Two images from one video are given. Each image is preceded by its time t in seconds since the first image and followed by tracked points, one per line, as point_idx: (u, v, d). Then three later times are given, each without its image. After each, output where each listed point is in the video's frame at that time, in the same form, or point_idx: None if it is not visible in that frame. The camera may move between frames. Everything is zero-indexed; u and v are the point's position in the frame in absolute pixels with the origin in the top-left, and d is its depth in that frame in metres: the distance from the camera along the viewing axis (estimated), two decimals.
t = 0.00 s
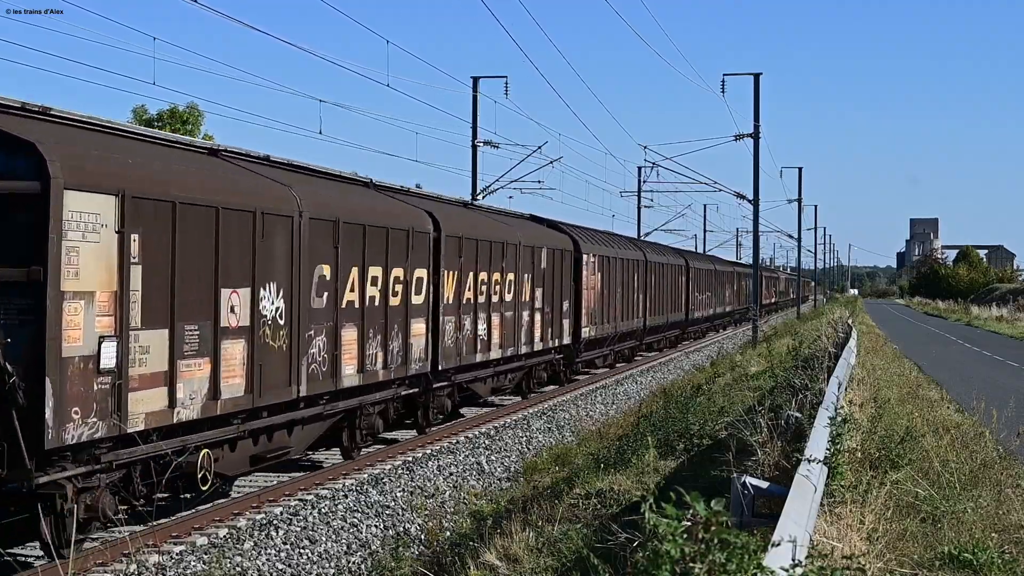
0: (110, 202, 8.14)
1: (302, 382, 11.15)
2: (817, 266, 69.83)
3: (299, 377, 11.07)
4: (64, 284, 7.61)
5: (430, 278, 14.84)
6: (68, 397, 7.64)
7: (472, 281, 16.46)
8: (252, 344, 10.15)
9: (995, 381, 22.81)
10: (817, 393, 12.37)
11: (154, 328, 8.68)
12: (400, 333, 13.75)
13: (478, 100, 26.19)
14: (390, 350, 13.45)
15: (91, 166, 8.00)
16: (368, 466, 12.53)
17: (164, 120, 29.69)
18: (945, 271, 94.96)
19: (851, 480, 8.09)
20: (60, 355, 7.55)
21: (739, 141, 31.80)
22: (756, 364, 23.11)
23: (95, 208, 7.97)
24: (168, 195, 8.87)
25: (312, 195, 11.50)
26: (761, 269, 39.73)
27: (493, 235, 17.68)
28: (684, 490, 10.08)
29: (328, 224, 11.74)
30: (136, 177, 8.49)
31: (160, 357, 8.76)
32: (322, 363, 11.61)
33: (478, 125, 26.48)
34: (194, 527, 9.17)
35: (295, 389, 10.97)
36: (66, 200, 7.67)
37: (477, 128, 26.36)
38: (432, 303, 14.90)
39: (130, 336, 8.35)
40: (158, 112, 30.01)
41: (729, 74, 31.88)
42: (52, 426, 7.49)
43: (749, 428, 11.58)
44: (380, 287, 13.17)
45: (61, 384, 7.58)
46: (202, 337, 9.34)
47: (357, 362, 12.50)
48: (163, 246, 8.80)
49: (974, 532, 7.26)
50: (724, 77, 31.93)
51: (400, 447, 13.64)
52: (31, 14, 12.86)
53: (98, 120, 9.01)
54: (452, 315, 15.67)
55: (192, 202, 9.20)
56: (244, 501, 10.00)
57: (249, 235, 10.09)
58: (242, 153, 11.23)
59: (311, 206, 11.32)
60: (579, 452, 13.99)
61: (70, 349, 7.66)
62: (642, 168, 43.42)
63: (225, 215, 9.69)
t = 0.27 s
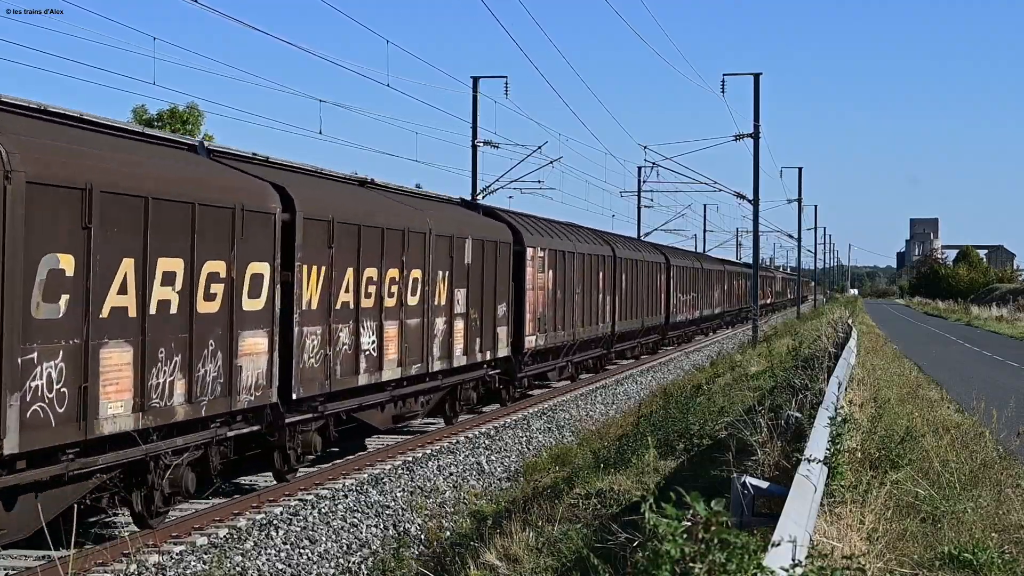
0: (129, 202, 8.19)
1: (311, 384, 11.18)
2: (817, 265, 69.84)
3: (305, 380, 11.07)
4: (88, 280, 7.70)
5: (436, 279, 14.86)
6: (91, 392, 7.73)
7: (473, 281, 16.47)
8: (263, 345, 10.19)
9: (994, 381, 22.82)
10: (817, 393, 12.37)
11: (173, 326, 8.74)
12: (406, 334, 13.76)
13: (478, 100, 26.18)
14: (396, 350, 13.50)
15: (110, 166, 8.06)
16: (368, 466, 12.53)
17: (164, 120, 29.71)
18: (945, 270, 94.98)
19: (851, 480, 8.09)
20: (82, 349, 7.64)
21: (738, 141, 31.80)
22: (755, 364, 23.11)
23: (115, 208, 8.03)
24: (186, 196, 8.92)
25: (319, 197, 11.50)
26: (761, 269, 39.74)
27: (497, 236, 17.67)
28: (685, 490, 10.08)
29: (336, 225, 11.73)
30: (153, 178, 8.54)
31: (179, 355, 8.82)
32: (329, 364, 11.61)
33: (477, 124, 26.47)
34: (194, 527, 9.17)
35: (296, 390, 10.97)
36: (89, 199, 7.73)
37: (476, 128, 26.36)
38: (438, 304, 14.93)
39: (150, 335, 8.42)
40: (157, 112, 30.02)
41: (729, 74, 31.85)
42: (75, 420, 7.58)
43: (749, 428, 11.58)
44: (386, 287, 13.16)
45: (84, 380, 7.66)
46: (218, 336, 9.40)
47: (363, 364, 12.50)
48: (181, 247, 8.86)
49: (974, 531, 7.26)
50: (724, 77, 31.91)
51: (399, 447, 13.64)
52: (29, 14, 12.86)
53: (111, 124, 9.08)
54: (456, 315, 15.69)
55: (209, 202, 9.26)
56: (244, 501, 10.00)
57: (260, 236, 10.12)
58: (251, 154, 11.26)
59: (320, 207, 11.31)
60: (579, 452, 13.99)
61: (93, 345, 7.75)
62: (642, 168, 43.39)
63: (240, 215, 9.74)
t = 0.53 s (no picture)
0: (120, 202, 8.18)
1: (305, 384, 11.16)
2: (817, 265, 69.83)
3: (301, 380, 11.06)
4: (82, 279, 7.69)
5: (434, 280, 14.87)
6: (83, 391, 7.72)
7: (473, 281, 16.47)
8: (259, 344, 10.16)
9: (995, 381, 22.81)
10: (817, 392, 12.36)
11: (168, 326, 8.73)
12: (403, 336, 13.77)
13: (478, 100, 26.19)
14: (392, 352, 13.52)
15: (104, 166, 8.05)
16: (368, 466, 12.53)
17: (164, 120, 29.70)
18: (945, 270, 94.98)
19: (851, 480, 8.09)
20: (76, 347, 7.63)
21: (739, 141, 31.80)
22: (756, 365, 23.10)
23: (107, 208, 8.02)
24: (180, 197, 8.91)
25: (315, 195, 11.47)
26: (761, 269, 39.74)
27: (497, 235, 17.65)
28: (684, 490, 10.08)
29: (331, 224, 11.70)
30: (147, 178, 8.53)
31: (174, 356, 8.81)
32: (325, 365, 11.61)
33: (477, 124, 26.48)
34: (194, 527, 9.17)
35: (297, 390, 10.96)
36: (85, 199, 7.75)
37: (477, 128, 26.36)
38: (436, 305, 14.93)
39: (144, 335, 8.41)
40: (158, 112, 30.01)
41: (729, 74, 31.85)
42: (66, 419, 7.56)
43: (749, 428, 11.58)
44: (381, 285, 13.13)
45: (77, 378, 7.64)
46: (216, 336, 9.39)
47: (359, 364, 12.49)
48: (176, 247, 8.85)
49: (974, 532, 7.26)
50: (724, 76, 31.90)
51: (399, 447, 13.64)
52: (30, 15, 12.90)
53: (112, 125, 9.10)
54: (456, 315, 15.69)
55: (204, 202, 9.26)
56: (243, 501, 10.00)
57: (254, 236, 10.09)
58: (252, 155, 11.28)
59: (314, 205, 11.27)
60: (579, 452, 13.99)
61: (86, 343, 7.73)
62: (643, 168, 43.37)
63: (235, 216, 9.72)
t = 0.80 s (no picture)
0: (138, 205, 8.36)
1: (311, 384, 11.18)
2: (817, 265, 69.84)
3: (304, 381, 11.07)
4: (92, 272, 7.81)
5: (434, 279, 14.88)
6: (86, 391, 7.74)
7: (472, 280, 16.48)
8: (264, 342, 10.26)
9: (995, 381, 22.82)
10: (817, 393, 12.37)
11: (179, 325, 8.92)
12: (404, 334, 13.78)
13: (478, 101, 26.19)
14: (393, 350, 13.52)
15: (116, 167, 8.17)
16: (368, 466, 12.53)
17: (164, 120, 29.70)
18: (945, 270, 94.99)
19: (851, 480, 8.09)
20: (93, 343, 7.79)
21: (739, 141, 31.81)
22: (756, 365, 23.11)
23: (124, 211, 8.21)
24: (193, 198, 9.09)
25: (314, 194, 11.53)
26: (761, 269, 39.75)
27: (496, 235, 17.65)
28: (684, 490, 10.08)
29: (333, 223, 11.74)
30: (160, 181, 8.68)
31: (187, 349, 9.02)
32: (327, 364, 11.63)
33: (477, 125, 26.49)
34: (195, 527, 9.17)
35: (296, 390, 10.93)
36: (86, 199, 7.76)
37: (477, 129, 26.36)
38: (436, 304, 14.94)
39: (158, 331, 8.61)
40: (157, 112, 30.01)
41: (729, 74, 31.88)
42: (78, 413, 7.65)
43: (749, 428, 11.58)
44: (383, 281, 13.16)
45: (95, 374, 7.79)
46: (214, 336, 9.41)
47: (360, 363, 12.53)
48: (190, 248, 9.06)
49: (974, 532, 7.26)
50: (724, 77, 31.91)
51: (399, 447, 13.64)
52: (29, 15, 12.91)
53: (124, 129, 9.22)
54: (455, 315, 15.70)
55: (213, 199, 9.43)
56: (243, 501, 10.00)
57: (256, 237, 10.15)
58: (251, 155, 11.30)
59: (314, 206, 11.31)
60: (579, 452, 13.99)
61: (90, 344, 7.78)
62: (642, 168, 43.37)
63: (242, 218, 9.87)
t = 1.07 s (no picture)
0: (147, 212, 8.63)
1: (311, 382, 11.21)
2: (817, 266, 69.82)
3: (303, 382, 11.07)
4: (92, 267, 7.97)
5: (433, 279, 14.90)
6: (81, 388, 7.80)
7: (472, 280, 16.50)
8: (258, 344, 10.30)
9: (996, 381, 22.81)
10: (817, 392, 12.37)
11: (193, 324, 9.24)
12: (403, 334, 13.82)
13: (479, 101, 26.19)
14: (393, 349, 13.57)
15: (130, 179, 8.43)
16: (368, 466, 12.53)
17: (164, 120, 29.69)
18: (945, 270, 94.98)
19: (851, 480, 8.09)
20: (100, 333, 8.03)
21: (739, 141, 31.81)
22: (756, 365, 23.10)
23: (135, 216, 8.48)
24: (201, 202, 9.34)
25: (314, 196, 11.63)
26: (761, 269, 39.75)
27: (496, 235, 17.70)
28: (684, 490, 10.09)
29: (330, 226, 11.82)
30: (171, 188, 8.95)
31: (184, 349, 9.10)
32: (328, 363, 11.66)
33: (478, 125, 26.48)
34: (194, 527, 9.17)
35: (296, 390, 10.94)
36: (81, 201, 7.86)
37: (477, 129, 26.37)
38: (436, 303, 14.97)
39: (175, 333, 8.95)
40: (158, 112, 29.99)
41: (729, 73, 31.91)
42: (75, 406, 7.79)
43: (749, 428, 11.58)
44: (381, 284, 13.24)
45: (108, 366, 8.09)
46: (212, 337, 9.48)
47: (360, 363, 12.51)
48: (202, 253, 9.37)
49: (974, 532, 7.26)
50: (724, 76, 31.92)
51: (399, 447, 13.64)
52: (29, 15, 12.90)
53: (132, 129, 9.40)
54: (454, 315, 15.72)
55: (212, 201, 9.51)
56: (243, 501, 10.00)
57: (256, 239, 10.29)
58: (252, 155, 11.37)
59: (312, 208, 11.43)
60: (579, 452, 13.99)
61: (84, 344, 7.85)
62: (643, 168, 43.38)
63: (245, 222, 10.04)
